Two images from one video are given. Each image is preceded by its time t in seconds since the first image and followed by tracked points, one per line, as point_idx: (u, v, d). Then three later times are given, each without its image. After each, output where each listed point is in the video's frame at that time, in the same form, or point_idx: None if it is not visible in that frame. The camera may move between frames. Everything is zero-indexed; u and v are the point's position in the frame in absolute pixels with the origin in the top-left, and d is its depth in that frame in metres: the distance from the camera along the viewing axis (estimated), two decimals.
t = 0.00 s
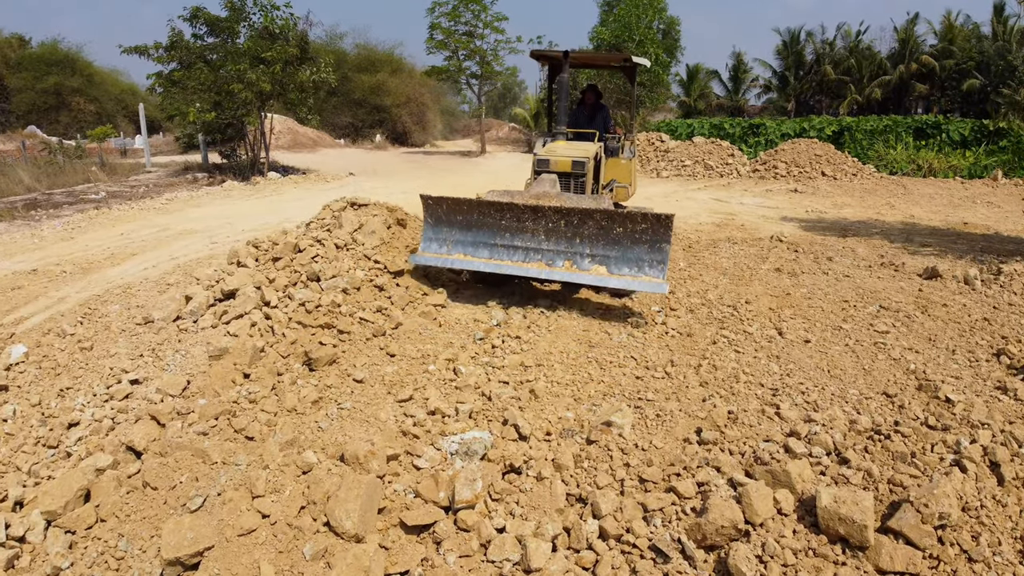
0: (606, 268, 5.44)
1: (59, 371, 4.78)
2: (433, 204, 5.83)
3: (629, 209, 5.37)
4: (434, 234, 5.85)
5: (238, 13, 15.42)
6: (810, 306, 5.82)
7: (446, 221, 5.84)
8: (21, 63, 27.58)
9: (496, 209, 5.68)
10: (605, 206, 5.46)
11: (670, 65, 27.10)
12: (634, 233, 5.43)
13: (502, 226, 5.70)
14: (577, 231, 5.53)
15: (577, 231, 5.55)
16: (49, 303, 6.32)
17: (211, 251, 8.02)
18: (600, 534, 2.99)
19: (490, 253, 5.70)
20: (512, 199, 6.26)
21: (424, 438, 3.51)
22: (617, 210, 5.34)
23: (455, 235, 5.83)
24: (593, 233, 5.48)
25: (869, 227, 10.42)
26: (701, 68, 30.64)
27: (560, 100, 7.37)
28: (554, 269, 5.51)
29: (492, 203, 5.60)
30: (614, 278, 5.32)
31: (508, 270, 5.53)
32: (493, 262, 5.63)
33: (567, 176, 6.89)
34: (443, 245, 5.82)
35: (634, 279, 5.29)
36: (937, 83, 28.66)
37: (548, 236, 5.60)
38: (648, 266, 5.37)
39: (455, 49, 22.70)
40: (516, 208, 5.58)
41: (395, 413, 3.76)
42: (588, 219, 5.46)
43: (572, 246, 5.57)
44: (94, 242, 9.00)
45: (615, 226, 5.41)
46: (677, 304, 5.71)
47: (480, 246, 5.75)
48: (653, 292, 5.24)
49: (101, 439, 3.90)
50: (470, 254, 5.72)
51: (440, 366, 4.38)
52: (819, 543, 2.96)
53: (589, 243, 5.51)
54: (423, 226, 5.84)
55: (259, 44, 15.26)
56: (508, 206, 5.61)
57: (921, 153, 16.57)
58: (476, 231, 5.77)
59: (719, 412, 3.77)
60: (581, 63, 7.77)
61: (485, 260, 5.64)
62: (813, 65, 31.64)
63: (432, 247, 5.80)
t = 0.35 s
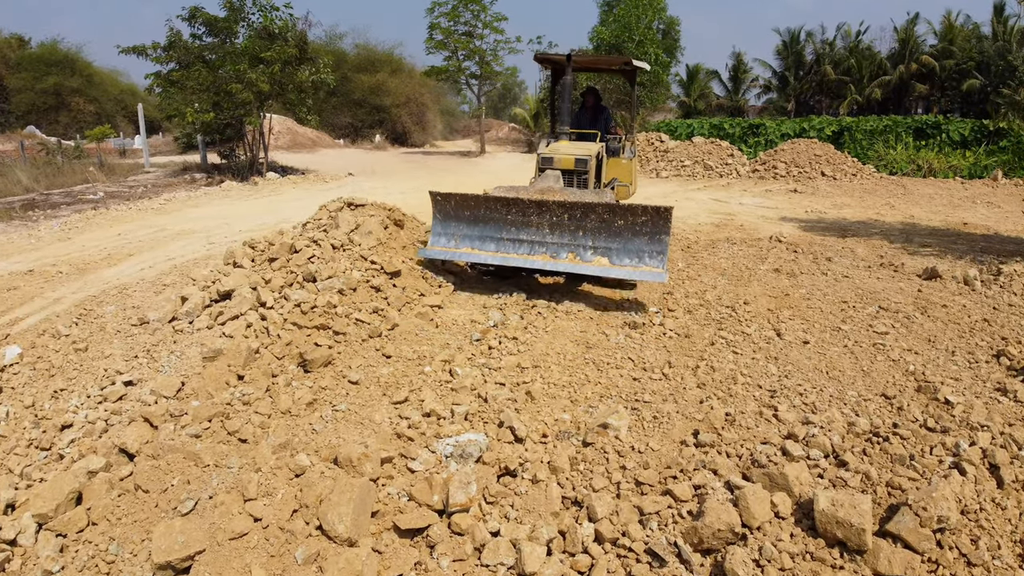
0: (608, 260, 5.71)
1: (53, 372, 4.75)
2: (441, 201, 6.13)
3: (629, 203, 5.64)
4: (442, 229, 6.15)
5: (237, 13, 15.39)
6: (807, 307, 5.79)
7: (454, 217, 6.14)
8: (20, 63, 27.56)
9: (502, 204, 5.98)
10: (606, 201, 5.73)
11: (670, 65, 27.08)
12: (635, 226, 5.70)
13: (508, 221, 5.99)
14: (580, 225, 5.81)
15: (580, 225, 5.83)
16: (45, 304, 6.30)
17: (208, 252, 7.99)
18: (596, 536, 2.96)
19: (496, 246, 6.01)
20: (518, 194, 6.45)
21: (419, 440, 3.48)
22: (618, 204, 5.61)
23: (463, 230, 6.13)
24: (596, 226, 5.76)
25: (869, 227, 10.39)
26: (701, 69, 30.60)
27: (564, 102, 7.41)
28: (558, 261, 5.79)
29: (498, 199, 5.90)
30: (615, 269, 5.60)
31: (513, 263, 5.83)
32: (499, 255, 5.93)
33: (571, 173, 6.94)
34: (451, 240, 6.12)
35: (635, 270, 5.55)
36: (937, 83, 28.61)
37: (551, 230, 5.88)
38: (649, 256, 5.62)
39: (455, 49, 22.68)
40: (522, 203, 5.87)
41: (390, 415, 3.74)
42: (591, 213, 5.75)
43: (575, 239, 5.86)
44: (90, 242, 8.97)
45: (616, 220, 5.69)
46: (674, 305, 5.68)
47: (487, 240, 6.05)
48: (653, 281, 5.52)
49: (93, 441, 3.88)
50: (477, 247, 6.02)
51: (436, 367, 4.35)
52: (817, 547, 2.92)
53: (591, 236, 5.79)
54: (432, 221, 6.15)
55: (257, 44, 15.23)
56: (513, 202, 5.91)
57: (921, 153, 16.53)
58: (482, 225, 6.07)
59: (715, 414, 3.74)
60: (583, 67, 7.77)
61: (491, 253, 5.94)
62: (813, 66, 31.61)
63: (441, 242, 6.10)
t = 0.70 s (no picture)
0: (609, 250, 5.85)
1: (44, 372, 4.71)
2: (447, 195, 6.32)
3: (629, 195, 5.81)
4: (449, 223, 6.34)
5: (235, 12, 15.34)
6: (805, 306, 5.75)
7: (460, 211, 6.32)
8: (19, 63, 27.48)
9: (506, 198, 6.17)
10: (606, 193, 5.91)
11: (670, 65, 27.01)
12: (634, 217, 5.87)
13: (512, 214, 6.16)
14: (582, 217, 5.98)
15: (582, 217, 5.99)
16: (39, 303, 6.26)
17: (204, 251, 7.93)
18: (589, 539, 2.92)
19: (501, 238, 6.16)
20: (522, 187, 6.55)
21: (411, 441, 3.44)
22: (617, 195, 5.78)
23: (469, 223, 6.30)
24: (597, 218, 5.92)
25: (868, 227, 10.33)
26: (701, 68, 30.53)
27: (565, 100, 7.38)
28: (560, 251, 5.94)
29: (503, 193, 6.08)
30: (615, 257, 5.74)
31: (518, 253, 5.98)
32: (504, 246, 6.08)
33: (573, 169, 6.95)
34: (458, 233, 6.30)
35: (635, 257, 5.69)
36: (937, 83, 28.53)
37: (555, 222, 6.04)
38: (648, 246, 5.76)
39: (454, 48, 22.63)
40: (526, 196, 6.05)
41: (383, 415, 3.69)
42: (592, 205, 5.92)
43: (577, 231, 6.01)
44: (85, 242, 8.91)
45: (616, 211, 5.85)
46: (670, 305, 5.63)
47: (492, 232, 6.22)
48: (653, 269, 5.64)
49: (82, 442, 3.83)
50: (483, 240, 6.18)
51: (430, 367, 4.30)
52: (813, 550, 2.88)
53: (592, 227, 5.95)
54: (439, 215, 6.33)
55: (256, 43, 15.18)
56: (517, 195, 6.09)
57: (921, 152, 16.49)
58: (487, 218, 6.24)
59: (713, 415, 3.70)
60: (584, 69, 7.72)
61: (496, 245, 6.09)
62: (813, 66, 31.54)
63: (448, 235, 6.28)
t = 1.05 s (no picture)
0: (612, 251, 5.72)
1: (26, 381, 4.56)
2: (454, 196, 6.20)
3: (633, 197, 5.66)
4: (455, 224, 6.22)
5: (232, 11, 15.20)
6: (811, 311, 5.61)
7: (466, 212, 6.21)
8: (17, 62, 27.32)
9: (511, 199, 6.04)
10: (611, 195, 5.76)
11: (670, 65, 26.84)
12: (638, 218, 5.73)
13: (517, 216, 6.04)
14: (586, 218, 5.84)
15: (586, 218, 5.86)
16: (25, 307, 6.11)
17: (196, 253, 7.79)
18: (589, 561, 2.77)
19: (507, 239, 6.04)
20: (527, 189, 6.42)
21: (402, 456, 3.29)
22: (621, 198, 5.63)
23: (475, 224, 6.19)
24: (601, 219, 5.79)
25: (873, 228, 10.16)
26: (701, 68, 30.35)
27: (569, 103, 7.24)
28: (565, 253, 5.82)
29: (508, 194, 5.95)
30: (618, 259, 5.61)
31: (523, 255, 5.87)
32: (510, 247, 5.96)
33: (576, 170, 6.80)
34: (464, 234, 6.19)
35: (638, 259, 5.56)
36: (939, 82, 28.35)
37: (559, 223, 5.92)
38: (651, 248, 5.63)
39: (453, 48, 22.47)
40: (531, 198, 5.92)
41: (372, 428, 3.54)
42: (596, 207, 5.77)
43: (581, 232, 5.89)
44: (76, 244, 8.76)
45: (620, 213, 5.71)
46: (672, 309, 5.47)
47: (498, 233, 6.10)
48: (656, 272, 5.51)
49: (61, 455, 3.68)
50: (489, 240, 6.07)
51: (423, 376, 4.14)
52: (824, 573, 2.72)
53: (597, 229, 5.82)
54: (445, 216, 6.23)
55: (252, 42, 15.03)
56: (523, 197, 5.96)
57: (923, 152, 16.34)
58: (493, 219, 6.12)
59: (718, 427, 3.54)
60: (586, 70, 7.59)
61: (502, 246, 5.98)
62: (814, 65, 31.35)
63: (454, 236, 6.17)
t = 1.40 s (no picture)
0: (619, 260, 5.46)
1: None
2: (459, 203, 6.01)
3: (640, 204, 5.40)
4: (460, 230, 6.02)
5: (227, 10, 14.95)
6: (824, 321, 5.33)
7: (471, 218, 6.00)
8: (13, 62, 27.06)
9: (516, 206, 5.80)
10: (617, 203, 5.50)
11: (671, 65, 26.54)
12: (645, 226, 5.46)
13: (522, 223, 5.80)
14: (592, 226, 5.59)
15: (592, 226, 5.60)
16: (2, 317, 5.86)
17: (184, 259, 7.53)
18: None
19: (512, 247, 5.82)
20: (532, 197, 6.18)
21: (388, 490, 3.08)
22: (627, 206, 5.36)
23: (481, 231, 5.98)
24: (608, 227, 5.52)
25: (881, 232, 9.88)
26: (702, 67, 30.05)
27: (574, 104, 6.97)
28: (570, 261, 5.57)
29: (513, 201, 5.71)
30: (623, 268, 5.35)
31: (527, 262, 5.64)
32: (515, 255, 5.73)
33: (581, 174, 6.51)
34: (470, 241, 5.98)
35: (645, 269, 5.30)
36: (942, 82, 28.08)
37: (564, 231, 5.67)
38: (659, 256, 5.37)
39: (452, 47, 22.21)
40: (536, 205, 5.68)
41: (357, 457, 3.30)
42: (602, 215, 5.52)
43: (587, 240, 5.63)
44: (61, 249, 8.49)
45: (626, 221, 5.45)
46: (678, 319, 5.21)
47: (504, 240, 5.88)
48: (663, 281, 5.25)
49: (23, 484, 3.42)
50: (495, 248, 5.86)
51: (415, 397, 3.87)
52: None
53: (602, 236, 5.56)
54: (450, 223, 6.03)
55: (247, 41, 14.77)
56: (527, 203, 5.73)
57: (928, 153, 16.07)
58: (499, 226, 5.89)
59: (732, 455, 3.27)
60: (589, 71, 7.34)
61: (508, 253, 5.77)
62: (816, 65, 31.06)
63: (459, 243, 5.97)
